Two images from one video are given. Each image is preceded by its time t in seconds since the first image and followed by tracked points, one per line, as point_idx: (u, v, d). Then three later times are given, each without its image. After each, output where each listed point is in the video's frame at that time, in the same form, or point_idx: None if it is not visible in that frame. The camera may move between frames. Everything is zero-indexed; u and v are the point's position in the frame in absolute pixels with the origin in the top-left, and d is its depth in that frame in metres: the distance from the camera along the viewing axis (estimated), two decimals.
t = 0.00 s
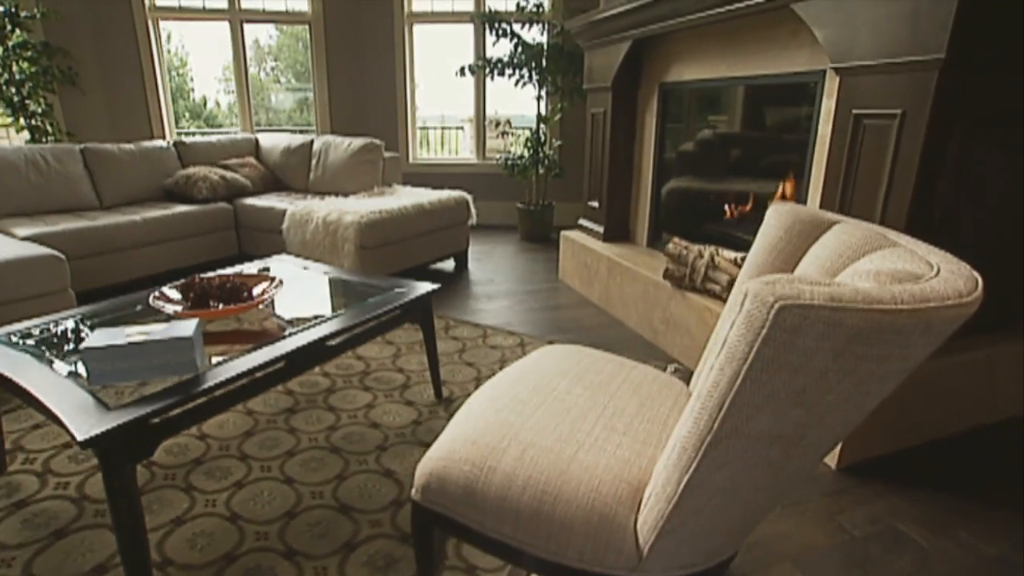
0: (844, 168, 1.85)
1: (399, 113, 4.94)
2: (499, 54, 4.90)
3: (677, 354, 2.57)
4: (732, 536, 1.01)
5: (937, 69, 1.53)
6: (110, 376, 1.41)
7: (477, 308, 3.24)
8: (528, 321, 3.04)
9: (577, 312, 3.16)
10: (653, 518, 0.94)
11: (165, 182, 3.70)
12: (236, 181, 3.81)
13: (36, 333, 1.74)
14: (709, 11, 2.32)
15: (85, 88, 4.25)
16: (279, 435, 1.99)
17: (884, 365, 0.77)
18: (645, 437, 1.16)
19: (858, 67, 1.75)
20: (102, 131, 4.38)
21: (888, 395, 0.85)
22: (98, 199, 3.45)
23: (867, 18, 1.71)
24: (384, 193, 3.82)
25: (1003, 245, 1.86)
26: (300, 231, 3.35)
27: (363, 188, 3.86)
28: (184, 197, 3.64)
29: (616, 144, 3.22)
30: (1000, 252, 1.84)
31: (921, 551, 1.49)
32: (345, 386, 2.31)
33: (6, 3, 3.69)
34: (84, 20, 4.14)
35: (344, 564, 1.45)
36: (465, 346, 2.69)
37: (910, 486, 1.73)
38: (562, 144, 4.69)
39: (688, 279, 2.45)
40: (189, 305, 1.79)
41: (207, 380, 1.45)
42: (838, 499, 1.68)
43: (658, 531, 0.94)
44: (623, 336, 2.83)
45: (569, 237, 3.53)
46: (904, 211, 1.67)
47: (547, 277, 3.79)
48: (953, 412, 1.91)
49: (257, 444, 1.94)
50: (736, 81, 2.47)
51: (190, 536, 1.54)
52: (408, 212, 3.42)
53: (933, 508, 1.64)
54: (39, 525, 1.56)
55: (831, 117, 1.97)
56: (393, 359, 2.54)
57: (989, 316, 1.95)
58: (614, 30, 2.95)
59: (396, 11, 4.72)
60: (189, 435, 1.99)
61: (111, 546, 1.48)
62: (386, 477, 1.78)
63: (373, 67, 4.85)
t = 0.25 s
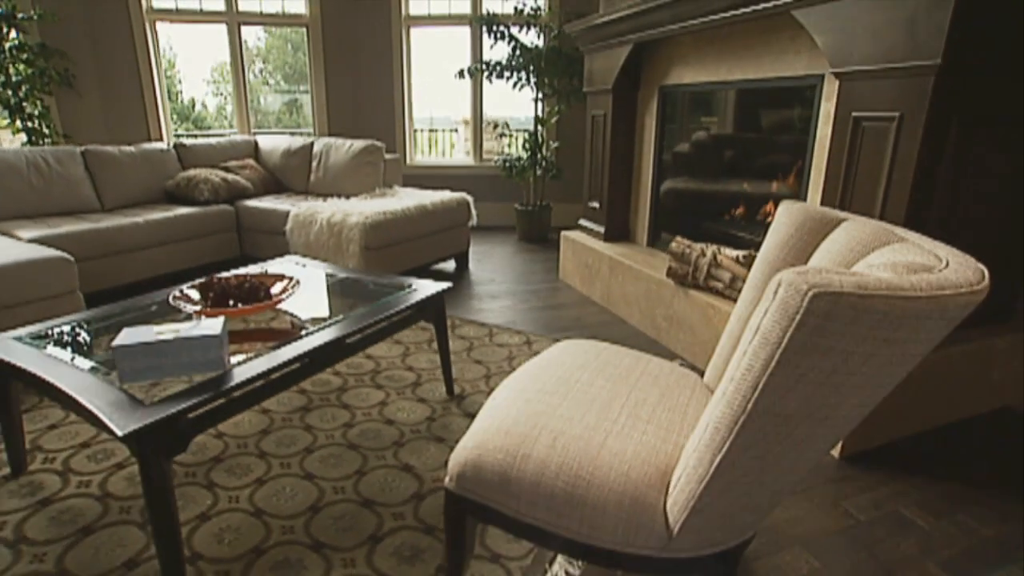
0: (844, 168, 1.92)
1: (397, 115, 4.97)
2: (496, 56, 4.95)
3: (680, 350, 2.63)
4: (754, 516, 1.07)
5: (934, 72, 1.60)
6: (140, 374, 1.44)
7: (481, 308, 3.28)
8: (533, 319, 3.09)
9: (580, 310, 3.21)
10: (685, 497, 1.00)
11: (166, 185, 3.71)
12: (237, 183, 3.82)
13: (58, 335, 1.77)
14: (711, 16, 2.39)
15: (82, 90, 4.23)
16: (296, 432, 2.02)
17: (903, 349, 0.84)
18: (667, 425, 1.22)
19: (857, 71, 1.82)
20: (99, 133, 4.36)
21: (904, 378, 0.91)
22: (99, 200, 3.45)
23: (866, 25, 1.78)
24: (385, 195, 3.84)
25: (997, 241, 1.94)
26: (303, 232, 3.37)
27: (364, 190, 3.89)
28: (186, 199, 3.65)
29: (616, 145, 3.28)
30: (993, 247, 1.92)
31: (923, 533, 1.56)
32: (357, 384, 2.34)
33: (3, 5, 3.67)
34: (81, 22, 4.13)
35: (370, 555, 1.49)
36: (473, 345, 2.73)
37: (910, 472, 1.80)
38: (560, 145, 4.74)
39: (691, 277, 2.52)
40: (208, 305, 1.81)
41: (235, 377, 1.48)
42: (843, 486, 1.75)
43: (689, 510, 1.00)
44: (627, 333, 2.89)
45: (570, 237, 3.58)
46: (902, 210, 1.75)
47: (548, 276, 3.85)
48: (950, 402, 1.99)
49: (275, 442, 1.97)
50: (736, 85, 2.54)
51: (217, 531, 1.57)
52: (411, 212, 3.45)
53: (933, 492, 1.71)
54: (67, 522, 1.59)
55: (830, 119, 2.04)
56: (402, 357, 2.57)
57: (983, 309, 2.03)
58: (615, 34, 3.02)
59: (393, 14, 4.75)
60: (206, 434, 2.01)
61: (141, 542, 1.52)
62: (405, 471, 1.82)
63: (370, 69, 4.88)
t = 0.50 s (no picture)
0: (846, 168, 1.99)
1: (397, 117, 5.00)
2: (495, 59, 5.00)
3: (685, 346, 2.70)
4: (779, 497, 1.13)
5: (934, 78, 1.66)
6: (174, 371, 1.47)
7: (487, 307, 3.33)
8: (539, 318, 3.14)
9: (585, 308, 3.27)
10: (716, 477, 1.06)
11: (170, 186, 3.72)
12: (241, 185, 3.83)
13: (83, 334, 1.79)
14: (714, 20, 2.45)
15: (82, 92, 4.22)
16: (315, 429, 2.05)
17: (923, 333, 0.90)
18: (691, 413, 1.29)
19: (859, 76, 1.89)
20: (99, 135, 4.35)
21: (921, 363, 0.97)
22: (103, 202, 3.45)
23: (868, 30, 1.85)
24: (389, 196, 3.88)
25: (994, 237, 2.01)
26: (310, 233, 3.40)
27: (367, 191, 3.92)
28: (190, 201, 3.66)
29: (619, 146, 3.34)
30: (989, 244, 2.00)
31: (929, 516, 1.63)
32: (371, 382, 2.38)
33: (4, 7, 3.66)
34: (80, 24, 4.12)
35: (399, 546, 1.52)
36: (482, 343, 2.77)
37: (914, 460, 1.87)
38: (559, 146, 4.80)
39: (696, 274, 2.58)
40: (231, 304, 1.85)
41: (265, 373, 1.51)
42: (850, 473, 1.82)
43: (719, 490, 1.07)
44: (632, 330, 2.95)
45: (573, 236, 3.64)
46: (904, 207, 1.82)
47: (551, 276, 3.90)
48: (950, 392, 2.06)
49: (295, 438, 2.00)
50: (738, 87, 2.60)
51: (247, 524, 1.60)
52: (416, 213, 3.49)
53: (936, 478, 1.78)
54: (98, 518, 1.62)
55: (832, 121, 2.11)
56: (414, 355, 2.61)
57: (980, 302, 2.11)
58: (617, 37, 3.08)
59: (393, 16, 4.78)
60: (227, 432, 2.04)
61: (173, 535, 1.55)
62: (426, 465, 1.85)
63: (370, 71, 4.90)
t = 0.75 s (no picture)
0: (845, 166, 2.06)
1: (393, 118, 5.03)
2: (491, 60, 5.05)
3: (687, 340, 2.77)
4: (797, 477, 1.19)
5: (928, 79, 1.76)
6: (204, 366, 1.49)
7: (490, 305, 3.38)
8: (542, 315, 3.20)
9: (586, 306, 3.33)
10: (739, 458, 1.13)
11: (170, 188, 3.71)
12: (241, 186, 3.84)
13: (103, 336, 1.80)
14: (715, 24, 2.52)
15: (76, 93, 4.18)
16: (332, 425, 2.08)
17: (935, 318, 0.97)
18: (710, 401, 1.35)
19: (856, 77, 1.97)
20: (93, 137, 4.32)
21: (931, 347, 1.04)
22: (103, 204, 3.43)
23: (866, 33, 1.92)
24: (389, 196, 3.91)
25: (986, 232, 2.10)
26: (313, 233, 3.42)
27: (368, 191, 3.94)
28: (191, 202, 3.66)
29: (618, 146, 3.40)
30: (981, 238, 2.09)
31: (929, 498, 1.71)
32: (383, 379, 2.42)
33: None
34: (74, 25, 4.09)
35: (425, 536, 1.56)
36: (489, 341, 2.82)
37: (913, 445, 1.95)
38: (555, 146, 4.86)
39: (698, 270, 2.65)
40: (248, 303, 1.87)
41: (293, 368, 1.54)
42: (852, 459, 1.89)
43: (743, 471, 1.13)
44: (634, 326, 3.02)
45: (573, 235, 3.70)
46: (901, 203, 1.90)
47: (550, 274, 3.96)
48: (946, 381, 2.14)
49: (313, 435, 2.03)
50: (737, 89, 2.68)
51: (273, 518, 1.63)
52: (418, 213, 3.52)
53: (934, 462, 1.86)
54: (123, 514, 1.64)
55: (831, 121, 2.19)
56: (423, 352, 2.65)
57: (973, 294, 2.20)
58: (617, 40, 3.14)
59: (389, 17, 4.81)
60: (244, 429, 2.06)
61: (201, 529, 1.58)
62: (445, 458, 1.89)
63: (367, 72, 4.92)
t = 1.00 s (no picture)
0: (847, 172, 2.12)
1: (394, 124, 5.07)
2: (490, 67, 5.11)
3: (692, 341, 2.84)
4: (817, 468, 1.25)
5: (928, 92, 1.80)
6: (238, 367, 1.52)
7: (496, 308, 3.43)
8: (548, 317, 3.25)
9: (591, 308, 3.39)
10: (765, 448, 1.20)
11: (174, 193, 3.72)
12: (246, 191, 3.87)
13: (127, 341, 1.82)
14: (717, 33, 2.60)
15: (78, 99, 4.18)
16: (350, 426, 2.11)
17: (951, 313, 1.04)
18: (730, 397, 1.42)
19: (856, 87, 2.04)
20: (95, 142, 4.32)
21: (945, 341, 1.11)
22: (108, 208, 3.44)
23: (866, 44, 1.99)
24: (393, 201, 3.95)
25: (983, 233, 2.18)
26: (319, 238, 3.45)
27: (372, 196, 3.98)
28: (196, 207, 3.67)
29: (621, 152, 3.47)
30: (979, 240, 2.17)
31: (934, 490, 1.77)
32: (397, 381, 2.45)
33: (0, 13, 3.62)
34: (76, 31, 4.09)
35: (452, 532, 1.59)
36: (499, 343, 2.86)
37: (916, 440, 2.02)
38: (555, 152, 4.93)
39: (702, 273, 2.72)
40: (272, 306, 1.89)
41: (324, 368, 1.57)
42: (859, 453, 1.96)
43: (769, 459, 1.20)
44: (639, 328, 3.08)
45: (576, 239, 3.76)
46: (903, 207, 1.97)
47: (553, 277, 4.02)
48: (945, 378, 2.22)
49: (333, 435, 2.06)
50: (738, 96, 2.75)
51: (302, 516, 1.66)
52: (424, 217, 3.57)
53: (938, 456, 1.93)
54: (151, 514, 1.67)
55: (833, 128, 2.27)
56: (434, 355, 2.69)
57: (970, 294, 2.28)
58: (620, 48, 3.21)
59: (390, 24, 4.85)
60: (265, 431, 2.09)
61: (230, 528, 1.60)
62: (464, 457, 1.93)
63: (368, 78, 4.96)
